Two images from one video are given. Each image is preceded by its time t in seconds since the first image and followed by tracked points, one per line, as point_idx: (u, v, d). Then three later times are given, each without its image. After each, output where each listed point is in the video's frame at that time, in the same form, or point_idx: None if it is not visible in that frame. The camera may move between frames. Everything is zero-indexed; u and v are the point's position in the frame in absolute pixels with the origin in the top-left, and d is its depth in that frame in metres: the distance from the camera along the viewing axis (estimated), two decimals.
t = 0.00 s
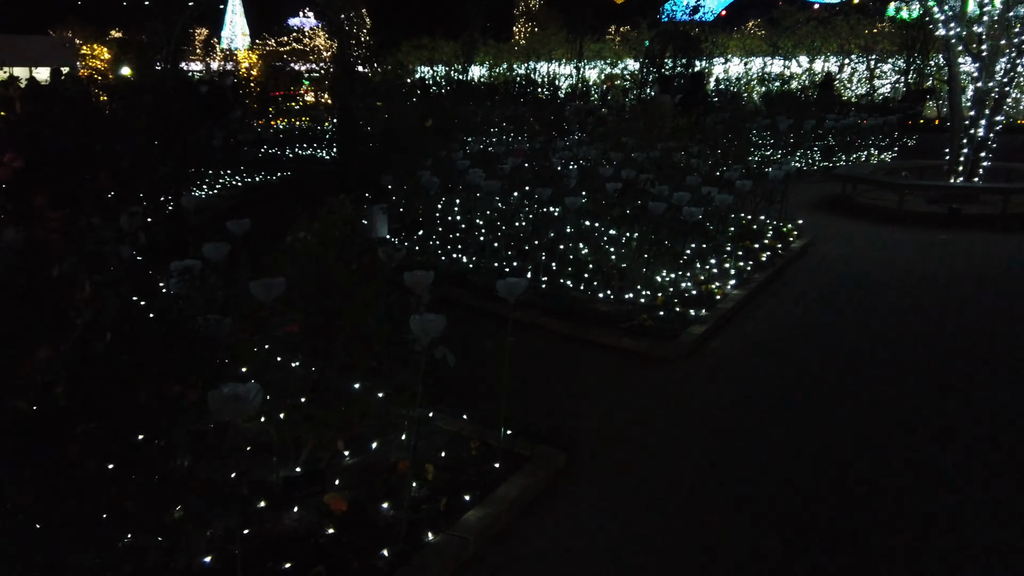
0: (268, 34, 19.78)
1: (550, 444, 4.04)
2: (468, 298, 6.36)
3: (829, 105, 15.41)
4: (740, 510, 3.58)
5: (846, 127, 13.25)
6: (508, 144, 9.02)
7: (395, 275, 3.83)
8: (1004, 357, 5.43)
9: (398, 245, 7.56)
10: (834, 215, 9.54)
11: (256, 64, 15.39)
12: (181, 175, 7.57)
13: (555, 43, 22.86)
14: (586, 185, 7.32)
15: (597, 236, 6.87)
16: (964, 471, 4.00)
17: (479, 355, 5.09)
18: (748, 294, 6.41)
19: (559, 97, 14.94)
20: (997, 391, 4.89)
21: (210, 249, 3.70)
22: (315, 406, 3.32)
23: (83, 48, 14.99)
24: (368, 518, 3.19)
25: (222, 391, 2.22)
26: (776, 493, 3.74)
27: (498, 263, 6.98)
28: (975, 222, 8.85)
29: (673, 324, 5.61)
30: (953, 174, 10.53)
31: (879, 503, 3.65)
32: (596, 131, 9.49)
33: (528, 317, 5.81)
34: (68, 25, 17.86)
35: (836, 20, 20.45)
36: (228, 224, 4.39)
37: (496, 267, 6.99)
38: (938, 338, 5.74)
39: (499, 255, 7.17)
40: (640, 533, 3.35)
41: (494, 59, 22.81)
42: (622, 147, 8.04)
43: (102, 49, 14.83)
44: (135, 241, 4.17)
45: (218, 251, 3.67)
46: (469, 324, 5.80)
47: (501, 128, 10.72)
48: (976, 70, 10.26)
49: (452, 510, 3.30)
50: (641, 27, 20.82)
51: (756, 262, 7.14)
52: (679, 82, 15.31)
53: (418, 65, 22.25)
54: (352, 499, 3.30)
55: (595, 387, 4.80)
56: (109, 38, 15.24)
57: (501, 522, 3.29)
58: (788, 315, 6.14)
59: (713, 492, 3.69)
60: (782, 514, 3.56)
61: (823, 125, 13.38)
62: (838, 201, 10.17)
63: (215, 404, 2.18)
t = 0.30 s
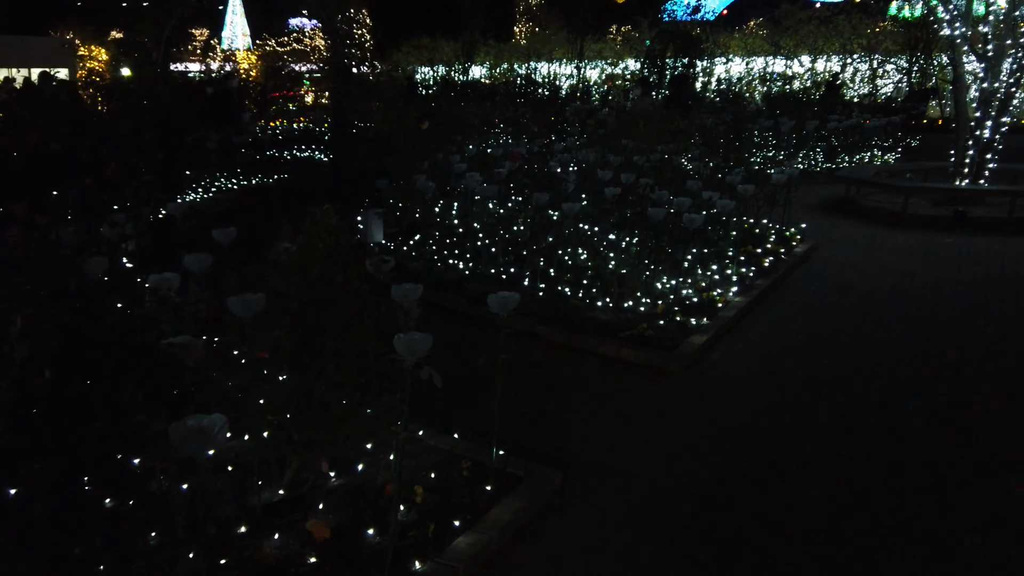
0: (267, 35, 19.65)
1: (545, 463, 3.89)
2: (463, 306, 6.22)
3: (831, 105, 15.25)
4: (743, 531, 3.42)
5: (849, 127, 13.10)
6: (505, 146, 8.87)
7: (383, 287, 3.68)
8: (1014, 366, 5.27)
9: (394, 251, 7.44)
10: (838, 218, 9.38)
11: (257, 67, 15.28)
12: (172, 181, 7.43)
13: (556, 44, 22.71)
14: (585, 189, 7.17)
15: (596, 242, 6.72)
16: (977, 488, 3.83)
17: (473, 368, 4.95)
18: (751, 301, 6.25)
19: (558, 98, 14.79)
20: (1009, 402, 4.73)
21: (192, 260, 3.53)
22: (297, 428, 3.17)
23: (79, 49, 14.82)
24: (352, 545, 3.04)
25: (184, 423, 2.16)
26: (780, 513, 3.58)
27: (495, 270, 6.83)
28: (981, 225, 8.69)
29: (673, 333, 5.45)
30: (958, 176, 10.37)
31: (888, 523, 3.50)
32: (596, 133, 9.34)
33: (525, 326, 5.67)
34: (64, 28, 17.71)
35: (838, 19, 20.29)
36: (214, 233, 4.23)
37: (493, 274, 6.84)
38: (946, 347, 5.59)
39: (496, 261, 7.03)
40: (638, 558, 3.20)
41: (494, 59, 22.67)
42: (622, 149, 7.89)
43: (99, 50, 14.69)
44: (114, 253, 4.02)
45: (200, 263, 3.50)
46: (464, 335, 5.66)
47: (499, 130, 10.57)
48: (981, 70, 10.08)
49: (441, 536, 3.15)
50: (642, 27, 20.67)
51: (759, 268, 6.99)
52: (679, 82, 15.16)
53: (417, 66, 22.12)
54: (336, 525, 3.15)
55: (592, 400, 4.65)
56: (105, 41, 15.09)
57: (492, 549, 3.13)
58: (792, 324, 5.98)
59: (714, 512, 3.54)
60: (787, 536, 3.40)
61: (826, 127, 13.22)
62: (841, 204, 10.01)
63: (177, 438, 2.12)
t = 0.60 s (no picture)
0: (263, 35, 19.54)
1: (538, 482, 3.72)
2: (457, 314, 6.07)
3: (830, 107, 15.16)
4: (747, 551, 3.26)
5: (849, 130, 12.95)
6: (501, 148, 8.70)
7: (367, 298, 3.50)
8: None
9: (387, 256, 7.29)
10: (839, 222, 9.23)
11: (250, 69, 15.10)
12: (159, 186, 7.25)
13: (552, 44, 22.54)
14: (581, 192, 7.00)
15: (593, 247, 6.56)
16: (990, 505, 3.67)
17: (466, 379, 4.78)
18: (752, 309, 6.09)
19: (555, 99, 14.65)
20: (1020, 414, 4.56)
21: (167, 268, 3.32)
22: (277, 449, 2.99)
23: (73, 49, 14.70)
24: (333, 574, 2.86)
25: (139, 452, 2.05)
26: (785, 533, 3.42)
27: (490, 276, 6.67)
28: (984, 229, 8.54)
29: (672, 343, 5.29)
30: (960, 179, 10.21)
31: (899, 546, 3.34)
32: (592, 135, 9.16)
33: (519, 335, 5.53)
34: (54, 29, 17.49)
35: (837, 20, 20.16)
36: (195, 239, 4.04)
37: (488, 280, 6.68)
38: (953, 356, 5.43)
39: (491, 266, 6.87)
40: None
41: (491, 60, 22.57)
42: (619, 152, 7.71)
43: (92, 51, 14.56)
44: (89, 262, 3.84)
45: (176, 270, 3.31)
46: (458, 345, 5.49)
47: (494, 133, 10.38)
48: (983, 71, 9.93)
49: (428, 563, 2.97)
50: (639, 28, 20.56)
51: (760, 274, 6.83)
52: (677, 83, 15.06)
53: (413, 67, 21.94)
54: (317, 551, 2.98)
55: (588, 414, 4.49)
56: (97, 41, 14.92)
57: None
58: (795, 332, 5.81)
59: (715, 531, 3.38)
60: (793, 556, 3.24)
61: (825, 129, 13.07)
62: (842, 208, 9.85)
63: (130, 469, 2.00)
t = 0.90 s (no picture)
0: (260, 39, 19.42)
1: (542, 507, 3.56)
2: (458, 325, 5.95)
3: (830, 111, 15.06)
4: None
5: (851, 135, 12.83)
6: (500, 154, 8.56)
7: (364, 315, 3.35)
8: None
9: (387, 264, 7.20)
10: (843, 229, 9.11)
11: (246, 73, 14.95)
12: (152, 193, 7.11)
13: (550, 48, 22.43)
14: (583, 199, 6.87)
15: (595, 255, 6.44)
16: (1012, 532, 3.52)
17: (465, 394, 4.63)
18: (758, 319, 5.95)
19: (554, 104, 14.53)
20: None
21: (153, 282, 3.17)
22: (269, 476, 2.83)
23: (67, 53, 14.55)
24: None
25: (108, 498, 1.86)
26: (801, 563, 3.26)
27: (491, 286, 6.55)
28: (990, 237, 8.41)
29: (678, 355, 5.15)
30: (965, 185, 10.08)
31: None
32: (592, 141, 9.03)
33: (520, 347, 5.40)
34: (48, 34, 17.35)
35: (836, 24, 20.08)
36: (185, 250, 3.90)
37: (488, 289, 6.55)
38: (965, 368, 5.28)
39: (491, 275, 6.75)
40: None
41: (489, 64, 22.47)
42: (621, 157, 7.58)
43: (87, 54, 14.42)
44: (73, 275, 3.69)
45: (162, 285, 3.15)
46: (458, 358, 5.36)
47: (493, 138, 10.24)
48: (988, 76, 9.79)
49: None
50: (638, 32, 20.47)
51: (765, 283, 6.70)
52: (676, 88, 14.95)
53: (410, 71, 21.82)
54: None
55: (593, 432, 4.34)
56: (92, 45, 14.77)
57: None
58: (803, 344, 5.68)
59: (728, 562, 3.22)
60: None
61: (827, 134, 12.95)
62: (846, 214, 9.73)
63: (96, 519, 1.81)
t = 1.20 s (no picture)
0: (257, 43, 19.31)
1: (542, 532, 3.43)
2: (455, 338, 5.83)
3: (830, 117, 14.97)
4: None
5: (851, 141, 12.73)
6: (498, 160, 8.44)
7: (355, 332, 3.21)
8: None
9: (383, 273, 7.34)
10: (845, 237, 9.00)
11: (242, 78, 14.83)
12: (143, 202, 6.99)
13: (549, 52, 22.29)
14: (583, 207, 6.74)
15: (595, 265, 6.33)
16: None
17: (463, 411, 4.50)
18: (763, 331, 5.82)
19: (553, 109, 14.42)
20: None
21: (133, 297, 3.03)
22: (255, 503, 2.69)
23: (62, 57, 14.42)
24: None
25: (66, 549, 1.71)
26: None
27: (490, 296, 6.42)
28: (995, 245, 8.30)
29: (682, 370, 5.02)
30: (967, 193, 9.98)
31: None
32: (592, 147, 8.91)
33: (520, 360, 5.29)
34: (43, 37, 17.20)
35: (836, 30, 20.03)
36: (169, 262, 3.77)
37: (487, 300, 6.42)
38: (975, 382, 5.15)
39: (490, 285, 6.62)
40: None
41: (488, 69, 22.38)
42: (621, 164, 7.45)
43: (82, 58, 14.29)
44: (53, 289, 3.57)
45: (143, 301, 3.01)
46: (454, 373, 5.24)
47: (492, 143, 10.12)
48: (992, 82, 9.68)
49: None
50: (637, 37, 20.38)
51: (770, 293, 6.57)
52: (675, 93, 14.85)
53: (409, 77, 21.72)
54: None
55: (594, 451, 4.21)
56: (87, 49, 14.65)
57: None
58: (810, 356, 5.55)
59: None
60: None
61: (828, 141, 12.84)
62: (848, 222, 9.62)
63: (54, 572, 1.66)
